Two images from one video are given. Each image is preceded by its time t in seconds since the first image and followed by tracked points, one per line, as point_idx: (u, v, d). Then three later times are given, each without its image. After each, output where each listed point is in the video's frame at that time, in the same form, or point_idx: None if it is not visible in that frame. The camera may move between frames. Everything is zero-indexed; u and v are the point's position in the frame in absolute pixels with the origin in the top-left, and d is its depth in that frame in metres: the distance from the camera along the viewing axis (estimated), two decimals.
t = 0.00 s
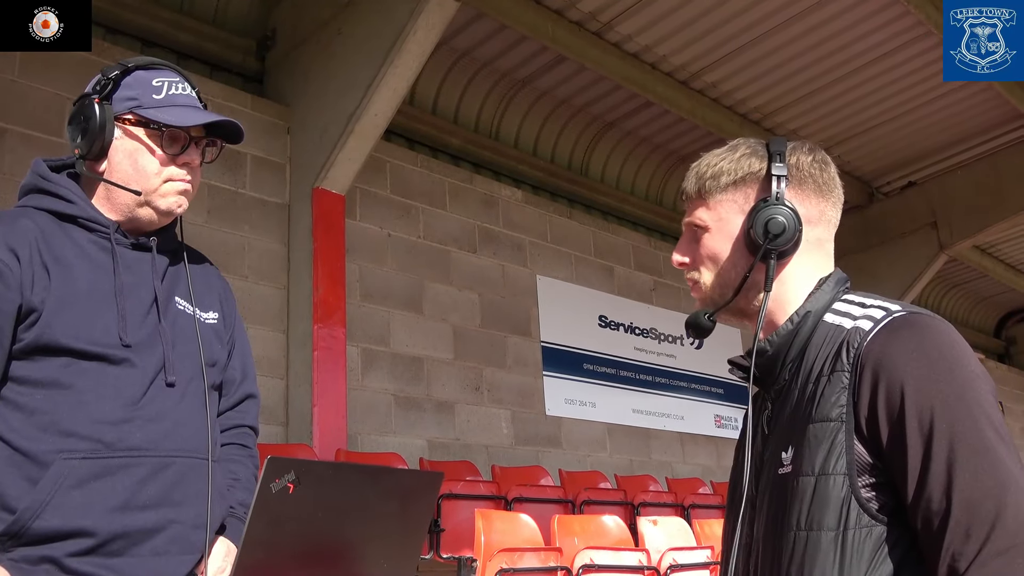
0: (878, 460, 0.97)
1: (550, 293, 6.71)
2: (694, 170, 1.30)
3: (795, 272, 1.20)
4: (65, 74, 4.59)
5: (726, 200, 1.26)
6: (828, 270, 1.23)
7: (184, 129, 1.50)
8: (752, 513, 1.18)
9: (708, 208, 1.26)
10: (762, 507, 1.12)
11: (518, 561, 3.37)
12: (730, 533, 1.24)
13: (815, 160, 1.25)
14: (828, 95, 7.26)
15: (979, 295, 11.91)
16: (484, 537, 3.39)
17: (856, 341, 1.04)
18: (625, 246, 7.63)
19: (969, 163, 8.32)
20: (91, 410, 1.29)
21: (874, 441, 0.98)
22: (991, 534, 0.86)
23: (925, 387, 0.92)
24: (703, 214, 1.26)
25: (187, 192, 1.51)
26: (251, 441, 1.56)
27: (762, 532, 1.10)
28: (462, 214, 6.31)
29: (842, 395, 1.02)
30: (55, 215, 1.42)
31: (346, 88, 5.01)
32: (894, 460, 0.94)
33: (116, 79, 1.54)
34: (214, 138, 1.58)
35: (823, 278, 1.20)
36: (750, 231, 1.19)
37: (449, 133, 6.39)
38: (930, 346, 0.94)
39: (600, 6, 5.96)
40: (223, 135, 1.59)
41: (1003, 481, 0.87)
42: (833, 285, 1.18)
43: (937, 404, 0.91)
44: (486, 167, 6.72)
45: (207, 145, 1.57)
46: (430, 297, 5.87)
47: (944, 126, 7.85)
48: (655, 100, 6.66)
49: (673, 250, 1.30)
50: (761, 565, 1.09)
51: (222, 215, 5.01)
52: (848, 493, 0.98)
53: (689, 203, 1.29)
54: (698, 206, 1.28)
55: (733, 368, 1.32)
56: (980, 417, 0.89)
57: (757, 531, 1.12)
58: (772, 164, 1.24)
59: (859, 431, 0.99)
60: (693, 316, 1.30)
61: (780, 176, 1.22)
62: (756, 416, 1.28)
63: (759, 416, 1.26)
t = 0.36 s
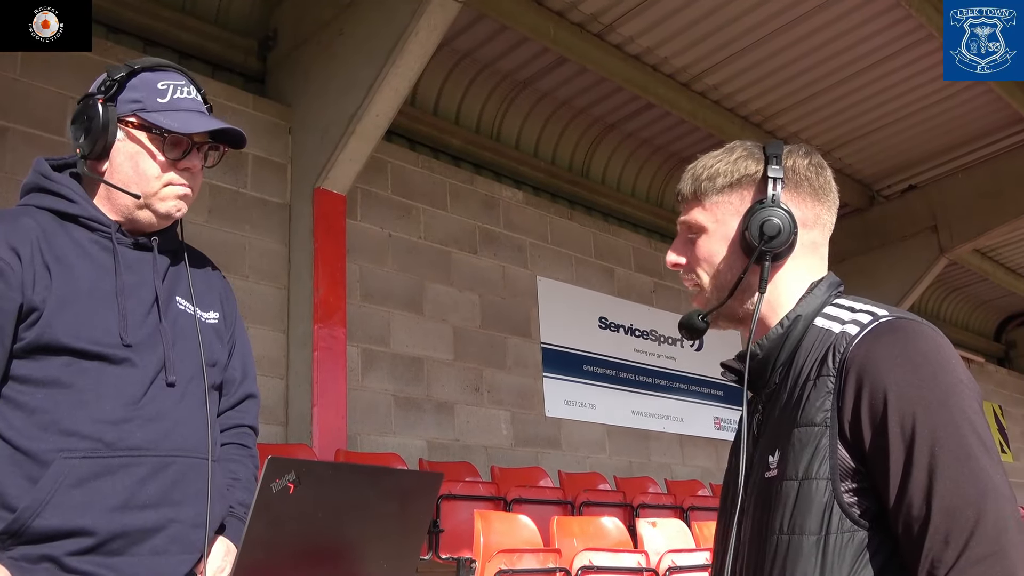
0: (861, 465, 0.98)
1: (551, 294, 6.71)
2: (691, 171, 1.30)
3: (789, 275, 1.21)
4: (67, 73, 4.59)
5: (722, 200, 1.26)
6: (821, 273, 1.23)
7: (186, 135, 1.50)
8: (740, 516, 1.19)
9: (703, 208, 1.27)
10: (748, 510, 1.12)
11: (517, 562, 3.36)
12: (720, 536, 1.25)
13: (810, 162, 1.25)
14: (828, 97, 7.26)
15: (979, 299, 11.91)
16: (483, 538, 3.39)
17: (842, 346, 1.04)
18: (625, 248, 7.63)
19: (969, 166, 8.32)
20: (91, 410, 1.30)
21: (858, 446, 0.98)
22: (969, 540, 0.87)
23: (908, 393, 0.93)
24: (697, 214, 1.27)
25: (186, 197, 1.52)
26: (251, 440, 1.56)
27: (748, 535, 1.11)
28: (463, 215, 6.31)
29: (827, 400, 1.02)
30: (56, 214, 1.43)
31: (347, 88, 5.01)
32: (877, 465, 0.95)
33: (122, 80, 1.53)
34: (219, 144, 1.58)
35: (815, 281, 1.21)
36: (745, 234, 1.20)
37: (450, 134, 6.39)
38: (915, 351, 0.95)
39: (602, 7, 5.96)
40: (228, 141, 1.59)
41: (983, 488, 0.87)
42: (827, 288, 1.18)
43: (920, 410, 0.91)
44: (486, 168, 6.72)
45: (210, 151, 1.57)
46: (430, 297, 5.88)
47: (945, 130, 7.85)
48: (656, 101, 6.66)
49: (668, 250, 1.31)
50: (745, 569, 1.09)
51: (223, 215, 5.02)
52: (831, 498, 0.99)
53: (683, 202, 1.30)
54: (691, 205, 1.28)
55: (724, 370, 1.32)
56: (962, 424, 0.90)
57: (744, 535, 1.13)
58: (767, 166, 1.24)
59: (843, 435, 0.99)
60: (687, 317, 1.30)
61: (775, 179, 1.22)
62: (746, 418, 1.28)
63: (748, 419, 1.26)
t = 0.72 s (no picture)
0: (842, 460, 0.98)
1: (550, 294, 6.71)
2: (679, 168, 1.28)
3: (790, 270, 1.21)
4: (66, 74, 4.59)
5: (717, 197, 1.25)
6: (809, 272, 1.25)
7: (184, 132, 1.50)
8: (722, 514, 1.18)
9: (698, 204, 1.24)
10: (731, 507, 1.12)
11: (518, 563, 3.35)
12: (703, 535, 1.24)
13: (796, 165, 1.31)
14: (828, 97, 7.26)
15: (980, 299, 11.91)
16: (484, 538, 3.39)
17: (822, 342, 1.04)
18: (625, 248, 7.63)
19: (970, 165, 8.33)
20: (91, 411, 1.30)
21: (838, 441, 0.98)
22: (949, 534, 0.87)
23: (886, 387, 0.93)
24: (692, 210, 1.24)
25: (186, 195, 1.52)
26: (253, 442, 1.56)
27: (731, 532, 1.10)
28: (463, 216, 6.32)
29: (807, 395, 1.02)
30: (54, 216, 1.43)
31: (347, 89, 5.01)
32: (857, 459, 0.95)
33: (118, 81, 1.54)
34: (216, 141, 1.59)
35: (803, 277, 1.21)
36: (755, 228, 1.19)
37: (449, 134, 6.39)
38: (894, 345, 0.95)
39: (602, 8, 5.96)
40: (225, 139, 1.59)
41: (963, 481, 0.88)
42: (807, 287, 1.18)
43: (899, 403, 0.91)
44: (486, 169, 6.72)
45: (207, 148, 1.58)
46: (430, 298, 5.87)
47: (945, 129, 7.85)
48: (656, 101, 6.66)
49: (658, 248, 1.26)
50: (727, 566, 1.08)
51: (224, 216, 5.02)
52: (811, 493, 0.99)
53: (673, 199, 1.27)
54: (684, 201, 1.25)
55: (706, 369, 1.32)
56: (941, 417, 0.90)
57: (726, 532, 1.12)
58: (766, 165, 1.26)
59: (824, 431, 0.99)
60: (692, 315, 1.22)
61: (779, 177, 1.24)
62: (730, 417, 1.28)
63: (732, 416, 1.26)
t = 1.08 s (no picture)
0: (827, 455, 0.98)
1: (552, 295, 6.71)
2: (667, 162, 1.27)
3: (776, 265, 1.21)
4: (66, 78, 4.59)
5: (706, 191, 1.24)
6: (795, 269, 1.25)
7: (185, 135, 1.50)
8: (704, 511, 1.18)
9: (687, 198, 1.24)
10: (713, 503, 1.12)
11: (521, 564, 3.35)
12: (684, 533, 1.23)
13: (785, 163, 1.31)
14: (828, 96, 7.26)
15: (982, 297, 11.90)
16: (486, 540, 3.39)
17: (808, 337, 1.04)
18: (626, 249, 7.63)
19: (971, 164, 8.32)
20: (93, 414, 1.30)
21: (823, 436, 0.98)
22: (935, 530, 0.86)
23: (872, 381, 0.93)
24: (681, 203, 1.24)
25: (187, 198, 1.52)
26: (254, 444, 1.56)
27: (713, 528, 1.10)
28: (464, 217, 6.32)
29: (793, 390, 1.02)
30: (56, 219, 1.43)
31: (347, 92, 5.01)
32: (842, 453, 0.95)
33: (118, 84, 1.54)
34: (217, 144, 1.58)
35: (788, 274, 1.21)
36: (746, 223, 1.19)
37: (450, 136, 6.39)
38: (879, 340, 0.95)
39: (602, 8, 5.96)
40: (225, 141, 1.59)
41: (949, 475, 0.88)
42: (792, 284, 1.18)
43: (885, 399, 0.92)
44: (487, 170, 6.72)
45: (208, 151, 1.58)
46: (431, 300, 5.87)
47: (946, 128, 7.85)
48: (656, 102, 6.66)
49: (645, 242, 1.25)
50: (709, 564, 1.08)
51: (225, 219, 5.02)
52: (796, 488, 0.98)
53: (661, 192, 1.26)
54: (673, 195, 1.25)
55: (691, 366, 1.31)
56: (927, 412, 0.90)
57: (708, 528, 1.12)
58: (756, 161, 1.27)
59: (809, 426, 0.99)
60: (680, 309, 1.21)
61: (769, 173, 1.25)
62: (713, 414, 1.28)
63: (716, 413, 1.25)
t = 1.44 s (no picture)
0: (835, 453, 0.97)
1: (555, 295, 6.70)
2: (667, 156, 1.27)
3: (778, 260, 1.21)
4: (69, 81, 4.60)
5: (706, 185, 1.24)
6: (796, 263, 1.25)
7: (189, 136, 1.50)
8: (711, 510, 1.18)
9: (688, 191, 1.24)
10: (721, 502, 1.11)
11: (527, 564, 3.35)
12: (691, 532, 1.23)
13: (786, 157, 1.31)
14: (831, 94, 7.25)
15: (987, 294, 11.86)
16: (492, 540, 3.38)
17: (812, 333, 1.04)
18: (630, 248, 7.63)
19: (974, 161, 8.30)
20: (100, 415, 1.30)
21: (830, 433, 0.98)
22: (946, 527, 0.86)
23: (879, 377, 0.93)
24: (682, 197, 1.23)
25: (192, 199, 1.52)
26: (260, 445, 1.56)
27: (721, 528, 1.09)
28: (467, 217, 6.32)
29: (798, 387, 1.02)
30: (60, 221, 1.43)
31: (349, 93, 5.02)
32: (849, 451, 0.94)
33: (121, 86, 1.55)
34: (220, 145, 1.59)
35: (790, 268, 1.21)
36: (747, 216, 1.19)
37: (452, 136, 6.39)
38: (886, 335, 0.95)
39: (603, 8, 5.96)
40: (228, 142, 1.59)
41: (959, 471, 0.87)
42: (794, 278, 1.18)
43: (892, 395, 0.91)
44: (490, 170, 6.72)
45: (212, 152, 1.58)
46: (435, 300, 5.87)
47: (949, 124, 7.83)
48: (658, 101, 6.66)
49: (646, 237, 1.24)
50: (717, 562, 1.08)
51: (228, 221, 5.03)
52: (804, 486, 0.98)
53: (662, 186, 1.26)
54: (674, 188, 1.24)
55: (693, 364, 1.30)
56: (935, 407, 0.90)
57: (715, 527, 1.12)
58: (758, 155, 1.27)
59: (816, 423, 0.99)
60: (682, 304, 1.20)
61: (770, 167, 1.25)
62: (718, 412, 1.27)
63: (721, 411, 1.25)
